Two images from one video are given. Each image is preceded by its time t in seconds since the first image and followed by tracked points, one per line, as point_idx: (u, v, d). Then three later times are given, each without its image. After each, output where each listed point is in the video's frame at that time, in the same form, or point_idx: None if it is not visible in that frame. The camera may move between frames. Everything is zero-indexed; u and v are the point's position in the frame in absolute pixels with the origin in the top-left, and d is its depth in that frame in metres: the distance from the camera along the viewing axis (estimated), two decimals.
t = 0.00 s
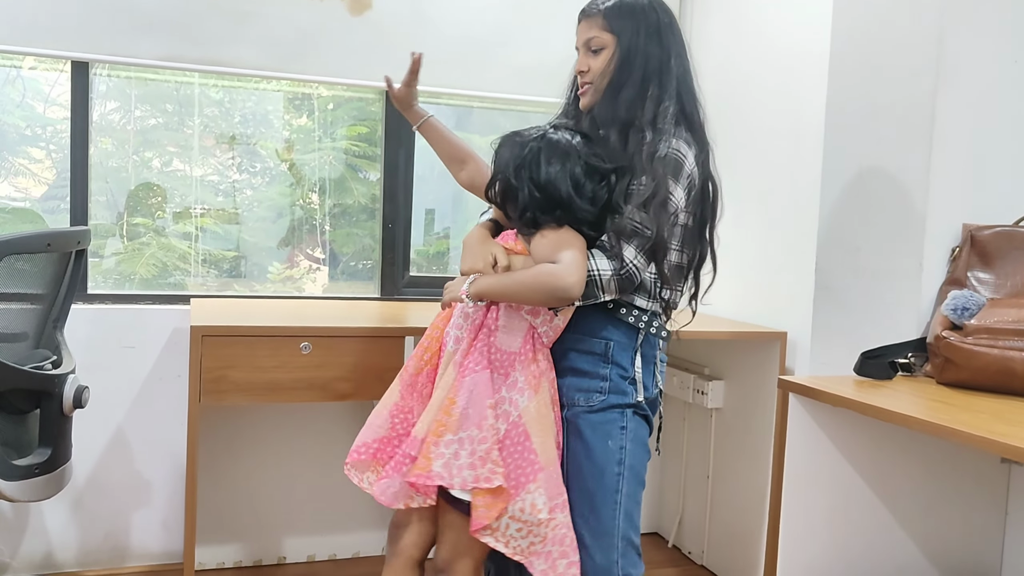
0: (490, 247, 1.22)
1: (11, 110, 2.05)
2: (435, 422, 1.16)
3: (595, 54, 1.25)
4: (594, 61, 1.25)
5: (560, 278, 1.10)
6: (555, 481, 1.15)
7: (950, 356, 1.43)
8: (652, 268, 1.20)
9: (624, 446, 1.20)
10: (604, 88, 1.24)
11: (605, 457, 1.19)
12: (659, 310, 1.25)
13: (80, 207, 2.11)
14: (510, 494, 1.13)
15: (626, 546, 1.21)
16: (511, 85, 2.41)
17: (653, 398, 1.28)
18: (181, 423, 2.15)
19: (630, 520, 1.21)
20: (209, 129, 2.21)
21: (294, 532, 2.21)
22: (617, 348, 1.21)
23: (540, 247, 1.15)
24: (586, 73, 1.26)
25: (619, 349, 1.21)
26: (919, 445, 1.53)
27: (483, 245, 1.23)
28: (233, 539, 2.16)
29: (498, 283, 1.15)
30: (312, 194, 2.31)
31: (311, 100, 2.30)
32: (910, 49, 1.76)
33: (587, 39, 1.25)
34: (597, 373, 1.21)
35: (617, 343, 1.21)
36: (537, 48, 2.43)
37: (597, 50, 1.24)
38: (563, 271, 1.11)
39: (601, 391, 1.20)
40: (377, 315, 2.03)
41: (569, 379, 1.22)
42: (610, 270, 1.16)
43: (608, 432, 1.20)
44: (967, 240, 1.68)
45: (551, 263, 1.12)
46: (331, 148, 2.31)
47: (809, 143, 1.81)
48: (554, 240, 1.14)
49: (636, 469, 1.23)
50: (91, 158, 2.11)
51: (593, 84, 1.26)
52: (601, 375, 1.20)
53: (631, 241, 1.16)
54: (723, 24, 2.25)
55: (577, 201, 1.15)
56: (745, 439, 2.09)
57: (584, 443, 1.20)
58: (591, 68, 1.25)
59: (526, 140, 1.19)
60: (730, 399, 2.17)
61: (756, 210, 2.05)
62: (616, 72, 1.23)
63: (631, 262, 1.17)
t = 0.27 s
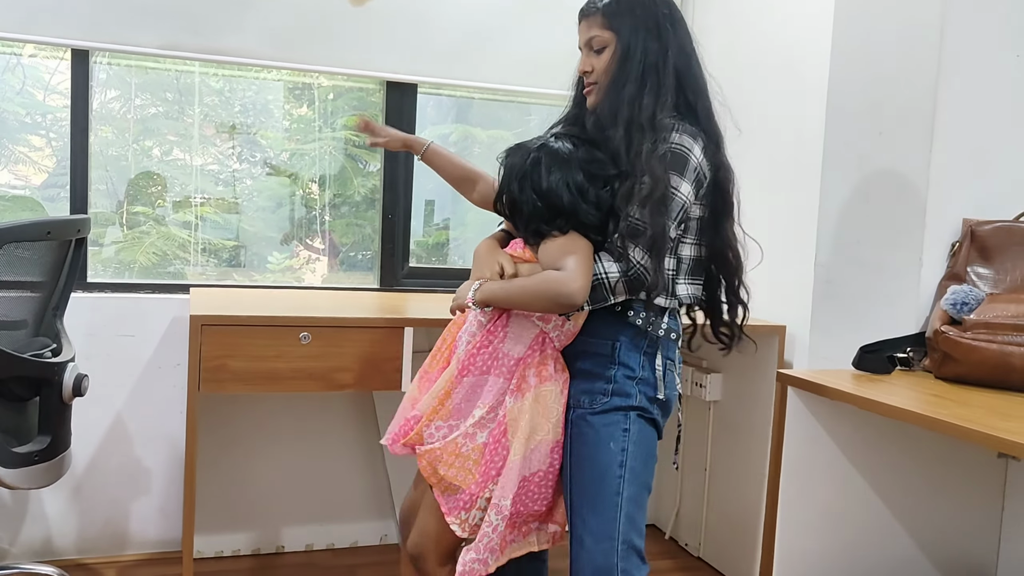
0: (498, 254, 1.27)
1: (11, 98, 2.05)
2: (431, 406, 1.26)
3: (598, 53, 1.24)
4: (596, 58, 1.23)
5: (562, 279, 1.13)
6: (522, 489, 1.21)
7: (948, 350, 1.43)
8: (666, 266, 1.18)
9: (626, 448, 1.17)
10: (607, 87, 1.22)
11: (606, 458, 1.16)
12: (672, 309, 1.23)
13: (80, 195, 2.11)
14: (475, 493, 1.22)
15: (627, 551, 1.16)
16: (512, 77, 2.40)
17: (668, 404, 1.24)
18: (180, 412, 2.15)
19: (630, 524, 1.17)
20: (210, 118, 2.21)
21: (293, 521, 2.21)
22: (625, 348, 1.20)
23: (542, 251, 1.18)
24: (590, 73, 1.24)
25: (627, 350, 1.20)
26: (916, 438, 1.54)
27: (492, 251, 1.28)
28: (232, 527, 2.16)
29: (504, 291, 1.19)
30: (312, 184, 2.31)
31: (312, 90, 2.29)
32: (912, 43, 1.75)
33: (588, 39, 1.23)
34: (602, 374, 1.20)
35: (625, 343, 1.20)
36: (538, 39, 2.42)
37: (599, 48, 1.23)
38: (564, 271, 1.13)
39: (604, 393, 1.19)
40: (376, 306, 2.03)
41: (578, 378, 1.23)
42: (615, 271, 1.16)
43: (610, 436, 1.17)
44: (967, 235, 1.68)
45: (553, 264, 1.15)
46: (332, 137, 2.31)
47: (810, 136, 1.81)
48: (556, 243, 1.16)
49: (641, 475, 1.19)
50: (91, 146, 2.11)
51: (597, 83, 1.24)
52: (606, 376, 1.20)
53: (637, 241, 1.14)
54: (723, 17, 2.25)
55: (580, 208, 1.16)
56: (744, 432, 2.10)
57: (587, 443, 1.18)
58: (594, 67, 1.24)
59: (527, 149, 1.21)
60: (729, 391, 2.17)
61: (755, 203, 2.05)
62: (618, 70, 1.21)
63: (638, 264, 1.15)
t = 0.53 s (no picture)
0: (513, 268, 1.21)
1: (11, 90, 2.03)
2: (474, 451, 1.18)
3: (603, 54, 1.23)
4: (603, 60, 1.23)
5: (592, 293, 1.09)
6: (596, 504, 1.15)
7: (964, 351, 1.41)
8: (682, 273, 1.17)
9: (636, 450, 1.16)
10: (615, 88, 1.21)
11: (617, 463, 1.15)
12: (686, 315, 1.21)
13: (81, 189, 2.09)
14: (562, 523, 1.13)
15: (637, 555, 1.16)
16: (518, 71, 2.37)
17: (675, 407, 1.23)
18: (183, 409, 2.13)
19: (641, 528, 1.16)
20: (211, 111, 2.18)
21: (296, 520, 2.20)
22: (637, 354, 1.18)
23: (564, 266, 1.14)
24: (596, 75, 1.24)
25: (639, 354, 1.18)
26: (929, 440, 1.52)
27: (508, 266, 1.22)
28: (235, 525, 2.14)
29: (533, 305, 1.13)
30: (314, 178, 2.28)
31: (314, 83, 2.27)
32: (926, 38, 1.73)
33: (594, 40, 1.22)
34: (614, 378, 1.18)
35: (638, 349, 1.18)
36: (545, 32, 2.40)
37: (605, 49, 1.22)
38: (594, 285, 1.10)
39: (615, 396, 1.17)
40: (380, 303, 2.01)
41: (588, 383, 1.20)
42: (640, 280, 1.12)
43: (620, 437, 1.16)
44: (983, 233, 1.65)
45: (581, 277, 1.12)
46: (334, 131, 2.29)
47: (821, 132, 1.79)
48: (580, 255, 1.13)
49: (648, 476, 1.19)
50: (93, 139, 2.09)
51: (605, 86, 1.23)
52: (617, 379, 1.18)
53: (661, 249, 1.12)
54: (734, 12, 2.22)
55: (597, 218, 1.12)
56: (751, 431, 2.08)
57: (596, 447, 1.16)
58: (601, 69, 1.23)
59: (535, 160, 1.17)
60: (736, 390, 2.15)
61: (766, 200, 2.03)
62: (626, 71, 1.20)
63: (660, 271, 1.13)
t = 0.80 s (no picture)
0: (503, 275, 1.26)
1: (14, 95, 2.02)
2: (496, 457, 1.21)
3: (577, 62, 1.33)
4: (580, 67, 1.32)
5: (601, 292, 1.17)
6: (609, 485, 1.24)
7: (974, 355, 1.41)
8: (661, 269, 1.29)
9: (612, 439, 1.26)
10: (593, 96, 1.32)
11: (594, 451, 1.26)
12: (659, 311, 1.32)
13: (85, 195, 2.08)
14: (581, 513, 1.20)
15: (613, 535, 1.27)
16: (522, 74, 2.37)
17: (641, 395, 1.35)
18: (188, 414, 2.13)
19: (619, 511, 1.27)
20: (213, 114, 2.18)
21: (303, 525, 2.19)
22: (614, 350, 1.28)
23: (563, 269, 1.21)
24: (569, 81, 1.33)
25: (616, 351, 1.28)
26: (940, 446, 1.51)
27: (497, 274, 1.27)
28: (241, 530, 2.14)
29: (540, 306, 1.18)
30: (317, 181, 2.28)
31: (316, 85, 2.26)
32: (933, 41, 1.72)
33: (569, 48, 1.31)
34: (592, 374, 1.28)
35: (614, 346, 1.28)
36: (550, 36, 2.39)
37: (579, 58, 1.32)
38: (603, 285, 1.18)
39: (594, 390, 1.27)
40: (386, 308, 2.00)
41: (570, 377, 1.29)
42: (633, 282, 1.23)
43: (598, 426, 1.26)
44: (992, 237, 1.65)
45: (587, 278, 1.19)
46: (336, 134, 2.28)
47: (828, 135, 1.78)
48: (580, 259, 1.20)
49: (624, 466, 1.29)
50: (96, 144, 2.08)
51: (579, 92, 1.33)
52: (596, 375, 1.27)
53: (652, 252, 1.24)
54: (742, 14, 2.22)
55: (594, 222, 1.21)
56: (758, 434, 2.08)
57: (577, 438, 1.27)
58: (575, 76, 1.32)
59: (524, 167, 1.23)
60: (742, 392, 2.14)
61: (773, 202, 2.03)
62: (603, 80, 1.31)
63: (649, 271, 1.25)
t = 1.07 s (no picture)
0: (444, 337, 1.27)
1: (9, 107, 2.04)
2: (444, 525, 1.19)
3: (511, 88, 1.31)
4: (512, 94, 1.30)
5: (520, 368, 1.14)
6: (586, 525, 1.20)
7: (964, 358, 1.41)
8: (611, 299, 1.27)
9: (588, 455, 1.27)
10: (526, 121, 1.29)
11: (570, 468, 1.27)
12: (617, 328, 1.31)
13: (82, 206, 2.10)
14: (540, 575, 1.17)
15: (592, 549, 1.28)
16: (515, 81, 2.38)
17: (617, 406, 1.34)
18: (187, 425, 2.14)
19: (594, 530, 1.28)
20: (209, 122, 2.20)
21: (303, 533, 2.20)
22: (590, 366, 1.26)
23: (500, 339, 1.17)
24: (505, 107, 1.31)
25: (590, 365, 1.27)
26: (933, 448, 1.52)
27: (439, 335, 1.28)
28: (242, 539, 2.15)
29: (474, 375, 1.16)
30: (313, 187, 2.29)
31: (311, 93, 2.29)
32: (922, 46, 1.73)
33: (501, 75, 1.30)
34: (569, 391, 1.26)
35: (590, 360, 1.27)
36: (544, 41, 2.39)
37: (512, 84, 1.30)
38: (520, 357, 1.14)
39: (571, 408, 1.26)
40: (382, 316, 2.01)
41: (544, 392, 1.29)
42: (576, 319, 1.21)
43: (575, 442, 1.27)
44: (981, 240, 1.66)
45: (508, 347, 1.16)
46: (331, 141, 2.30)
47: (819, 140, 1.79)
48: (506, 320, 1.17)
49: (603, 478, 1.31)
50: (93, 154, 2.10)
51: (515, 118, 1.31)
52: (572, 393, 1.26)
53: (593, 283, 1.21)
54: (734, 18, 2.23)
55: (525, 260, 1.17)
56: (755, 437, 2.08)
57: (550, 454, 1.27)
58: (510, 102, 1.31)
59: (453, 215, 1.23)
60: (739, 396, 2.15)
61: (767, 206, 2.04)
62: (534, 107, 1.28)
63: (593, 300, 1.22)
